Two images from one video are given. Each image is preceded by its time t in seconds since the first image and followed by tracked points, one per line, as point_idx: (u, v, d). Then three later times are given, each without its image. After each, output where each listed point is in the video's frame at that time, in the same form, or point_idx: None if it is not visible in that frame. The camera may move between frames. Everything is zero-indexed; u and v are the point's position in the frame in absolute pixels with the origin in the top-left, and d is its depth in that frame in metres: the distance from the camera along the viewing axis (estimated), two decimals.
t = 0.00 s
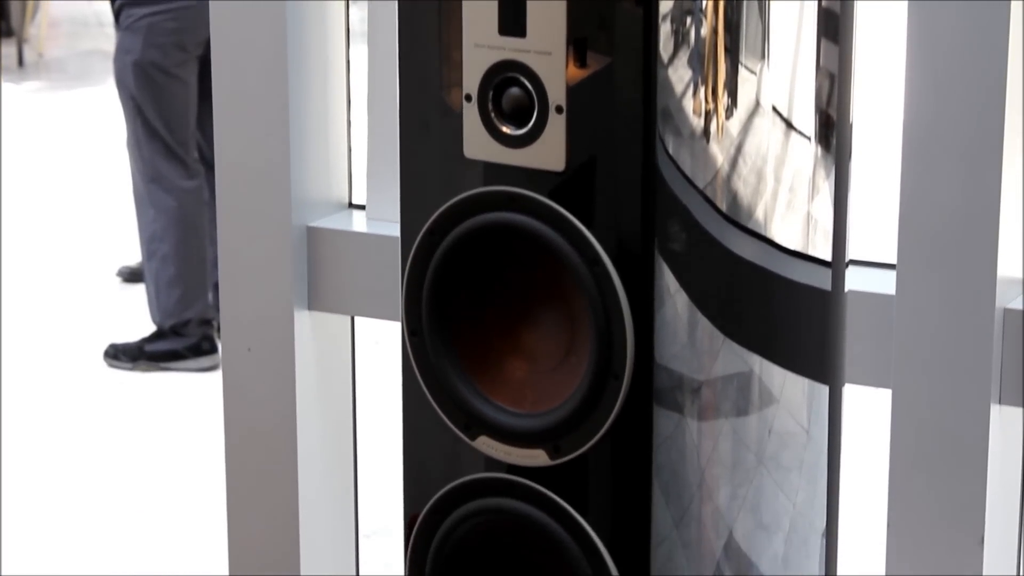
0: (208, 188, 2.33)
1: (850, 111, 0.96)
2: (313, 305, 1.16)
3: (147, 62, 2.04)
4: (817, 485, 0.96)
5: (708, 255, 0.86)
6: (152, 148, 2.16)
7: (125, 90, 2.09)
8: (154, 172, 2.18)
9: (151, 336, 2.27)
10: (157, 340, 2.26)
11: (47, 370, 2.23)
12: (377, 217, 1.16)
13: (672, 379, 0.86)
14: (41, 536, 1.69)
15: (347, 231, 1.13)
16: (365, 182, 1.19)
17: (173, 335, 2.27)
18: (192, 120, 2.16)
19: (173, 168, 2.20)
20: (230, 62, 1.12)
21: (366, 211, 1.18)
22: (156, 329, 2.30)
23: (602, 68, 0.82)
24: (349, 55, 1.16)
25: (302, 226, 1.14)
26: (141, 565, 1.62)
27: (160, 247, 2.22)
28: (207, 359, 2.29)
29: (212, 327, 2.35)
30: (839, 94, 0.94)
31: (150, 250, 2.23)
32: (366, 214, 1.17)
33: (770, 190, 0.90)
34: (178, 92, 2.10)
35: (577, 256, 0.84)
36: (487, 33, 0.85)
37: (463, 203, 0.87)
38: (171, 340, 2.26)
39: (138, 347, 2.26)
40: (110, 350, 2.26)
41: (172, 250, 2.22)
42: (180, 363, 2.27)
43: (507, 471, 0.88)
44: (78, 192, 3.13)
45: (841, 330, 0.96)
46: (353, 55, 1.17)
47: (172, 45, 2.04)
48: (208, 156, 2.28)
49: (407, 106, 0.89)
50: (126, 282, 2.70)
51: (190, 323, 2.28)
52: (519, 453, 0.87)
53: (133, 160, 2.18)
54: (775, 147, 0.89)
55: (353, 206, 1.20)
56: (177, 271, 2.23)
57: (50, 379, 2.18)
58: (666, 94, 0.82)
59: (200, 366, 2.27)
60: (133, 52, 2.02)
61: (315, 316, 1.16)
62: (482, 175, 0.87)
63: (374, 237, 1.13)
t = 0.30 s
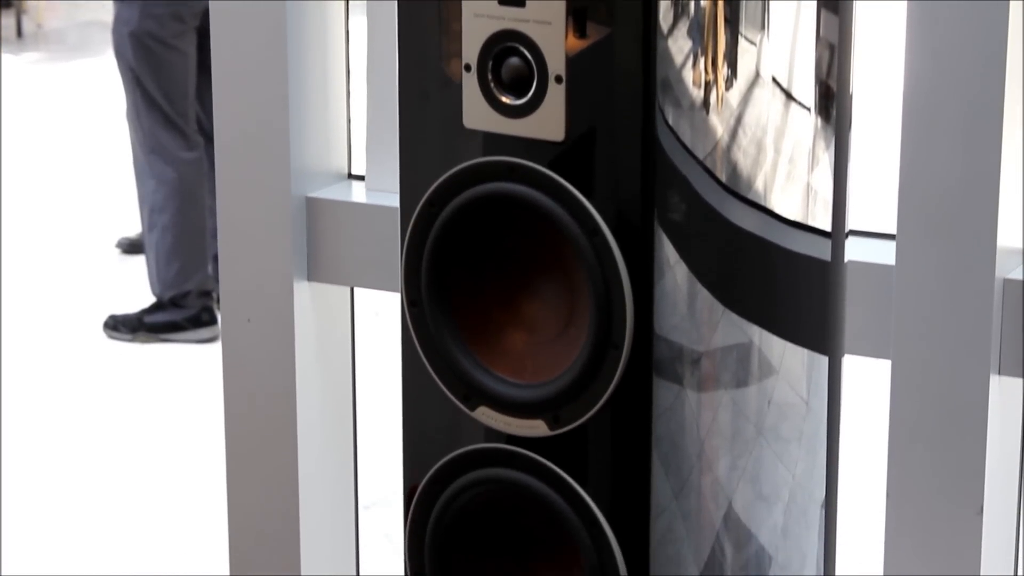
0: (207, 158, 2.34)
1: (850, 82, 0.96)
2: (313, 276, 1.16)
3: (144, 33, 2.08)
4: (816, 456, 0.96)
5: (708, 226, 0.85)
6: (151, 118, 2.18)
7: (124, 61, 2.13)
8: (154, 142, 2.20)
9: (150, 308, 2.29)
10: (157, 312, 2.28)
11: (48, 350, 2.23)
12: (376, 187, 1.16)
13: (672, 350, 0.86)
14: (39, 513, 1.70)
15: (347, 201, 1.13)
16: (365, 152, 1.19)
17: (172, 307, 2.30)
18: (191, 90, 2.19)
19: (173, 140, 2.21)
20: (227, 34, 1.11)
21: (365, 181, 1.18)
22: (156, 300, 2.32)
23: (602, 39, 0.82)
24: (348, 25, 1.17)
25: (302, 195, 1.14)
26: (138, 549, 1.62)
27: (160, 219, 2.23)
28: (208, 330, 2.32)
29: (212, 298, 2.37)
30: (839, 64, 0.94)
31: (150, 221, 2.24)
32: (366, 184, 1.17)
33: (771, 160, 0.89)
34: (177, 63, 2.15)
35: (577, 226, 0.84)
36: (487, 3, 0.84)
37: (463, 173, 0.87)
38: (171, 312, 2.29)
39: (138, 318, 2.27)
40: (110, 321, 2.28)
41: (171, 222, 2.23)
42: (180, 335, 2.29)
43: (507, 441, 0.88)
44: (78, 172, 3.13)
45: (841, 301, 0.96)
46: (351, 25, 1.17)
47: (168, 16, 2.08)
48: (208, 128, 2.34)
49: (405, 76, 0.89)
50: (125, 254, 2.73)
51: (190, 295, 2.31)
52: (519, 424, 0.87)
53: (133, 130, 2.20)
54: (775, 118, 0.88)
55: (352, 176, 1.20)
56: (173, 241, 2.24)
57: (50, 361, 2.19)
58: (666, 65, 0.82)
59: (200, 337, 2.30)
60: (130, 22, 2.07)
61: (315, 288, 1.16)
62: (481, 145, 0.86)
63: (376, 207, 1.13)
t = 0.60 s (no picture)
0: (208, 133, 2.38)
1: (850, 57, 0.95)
2: (313, 251, 1.16)
3: (142, 9, 2.09)
4: (816, 433, 0.96)
5: (708, 201, 0.85)
6: (150, 93, 2.21)
7: (122, 38, 2.14)
8: (153, 118, 2.23)
9: (150, 284, 2.34)
10: (157, 288, 2.33)
11: (47, 325, 2.23)
12: (376, 161, 1.17)
13: (672, 325, 0.86)
14: (39, 490, 1.69)
15: (347, 175, 1.13)
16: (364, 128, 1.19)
17: (171, 283, 2.34)
18: (190, 66, 2.20)
19: (173, 115, 2.25)
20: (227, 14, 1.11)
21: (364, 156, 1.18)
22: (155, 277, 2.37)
23: (602, 13, 0.82)
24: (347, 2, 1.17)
25: (301, 170, 1.14)
26: (139, 526, 1.62)
27: (159, 194, 2.29)
28: (206, 306, 2.36)
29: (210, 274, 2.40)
30: (839, 40, 0.93)
31: (149, 195, 2.30)
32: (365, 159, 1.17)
33: (770, 136, 0.88)
34: (176, 39, 2.15)
35: (577, 202, 0.84)
36: None
37: (463, 148, 0.87)
38: (170, 287, 2.34)
39: (139, 294, 2.32)
40: (110, 297, 2.32)
41: (171, 197, 2.29)
42: (179, 310, 2.34)
43: (507, 416, 0.88)
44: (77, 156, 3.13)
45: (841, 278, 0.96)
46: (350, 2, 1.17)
47: None
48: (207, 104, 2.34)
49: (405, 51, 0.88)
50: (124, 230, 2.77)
51: (189, 271, 2.35)
52: (519, 399, 0.87)
53: (132, 106, 2.24)
54: (775, 93, 0.88)
55: (350, 150, 1.20)
56: (174, 215, 2.31)
57: (48, 336, 2.18)
58: (665, 40, 0.82)
59: (200, 312, 2.34)
60: None
61: (314, 263, 1.16)
62: (481, 120, 0.86)
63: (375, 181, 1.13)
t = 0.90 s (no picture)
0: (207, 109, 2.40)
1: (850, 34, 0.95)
2: (312, 228, 1.16)
3: None
4: (814, 409, 0.95)
5: (706, 177, 0.85)
6: (150, 71, 2.25)
7: (122, 17, 2.20)
8: (152, 95, 2.28)
9: (150, 261, 2.41)
10: (155, 265, 2.40)
11: (46, 315, 2.23)
12: (375, 137, 1.17)
13: (671, 302, 0.86)
14: (39, 470, 1.70)
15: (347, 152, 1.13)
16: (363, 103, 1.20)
17: (172, 259, 2.41)
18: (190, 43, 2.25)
19: (173, 93, 2.30)
20: None
21: (362, 133, 1.19)
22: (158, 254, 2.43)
23: None
24: None
25: (301, 147, 1.14)
26: (139, 502, 1.62)
27: (158, 171, 2.33)
28: (207, 281, 2.43)
29: (212, 248, 2.45)
30: (838, 15, 0.92)
31: (150, 173, 2.35)
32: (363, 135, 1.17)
33: (770, 113, 0.87)
34: (176, 17, 2.18)
35: (575, 176, 0.83)
36: None
37: (462, 124, 0.86)
38: (170, 265, 2.41)
39: (137, 272, 2.39)
40: (109, 273, 2.40)
41: (170, 173, 2.33)
42: (180, 286, 2.42)
43: (506, 392, 0.87)
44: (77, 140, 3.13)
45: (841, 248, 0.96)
46: None
47: None
48: (205, 82, 2.34)
49: (404, 27, 0.88)
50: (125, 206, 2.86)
51: (190, 247, 2.42)
52: (519, 375, 0.86)
53: (132, 84, 2.29)
54: (775, 69, 0.86)
55: (348, 126, 1.21)
56: (172, 190, 2.34)
57: (48, 325, 2.19)
58: (664, 16, 0.82)
59: (198, 290, 2.41)
60: None
61: (313, 240, 1.17)
62: (480, 96, 0.86)
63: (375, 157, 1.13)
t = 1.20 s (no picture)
0: (206, 84, 2.37)
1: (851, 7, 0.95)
2: (311, 203, 1.17)
3: None
4: (813, 383, 0.95)
5: (706, 152, 0.85)
6: (149, 46, 2.18)
7: None
8: (151, 70, 2.22)
9: (148, 236, 2.33)
10: (154, 240, 2.33)
11: (45, 273, 2.20)
12: (375, 113, 1.16)
13: (670, 277, 0.86)
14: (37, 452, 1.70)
15: (346, 127, 1.13)
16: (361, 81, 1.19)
17: (171, 234, 2.34)
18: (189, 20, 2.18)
19: (172, 68, 2.24)
20: None
21: (361, 107, 1.19)
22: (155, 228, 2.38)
23: None
24: None
25: (300, 122, 1.14)
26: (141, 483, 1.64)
27: (157, 147, 2.31)
28: (206, 257, 2.36)
29: (211, 223, 2.43)
30: None
31: (147, 148, 2.32)
32: (362, 110, 1.17)
33: (770, 88, 0.87)
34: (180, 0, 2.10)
35: (575, 150, 0.83)
36: None
37: (462, 98, 0.86)
38: (168, 240, 2.32)
39: (136, 247, 2.31)
40: (109, 249, 2.28)
41: (168, 149, 2.32)
42: (179, 262, 2.33)
43: (506, 366, 0.87)
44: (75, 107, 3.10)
45: (839, 229, 0.96)
46: None
47: None
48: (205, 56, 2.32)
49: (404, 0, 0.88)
50: (122, 180, 2.70)
51: (189, 222, 2.36)
52: (518, 349, 0.86)
53: (130, 58, 2.21)
54: (775, 44, 0.86)
55: (348, 100, 1.20)
56: (172, 165, 2.33)
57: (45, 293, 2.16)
58: None
59: (196, 266, 2.34)
60: None
61: (312, 214, 1.17)
62: (480, 70, 0.86)
63: (375, 130, 1.13)
